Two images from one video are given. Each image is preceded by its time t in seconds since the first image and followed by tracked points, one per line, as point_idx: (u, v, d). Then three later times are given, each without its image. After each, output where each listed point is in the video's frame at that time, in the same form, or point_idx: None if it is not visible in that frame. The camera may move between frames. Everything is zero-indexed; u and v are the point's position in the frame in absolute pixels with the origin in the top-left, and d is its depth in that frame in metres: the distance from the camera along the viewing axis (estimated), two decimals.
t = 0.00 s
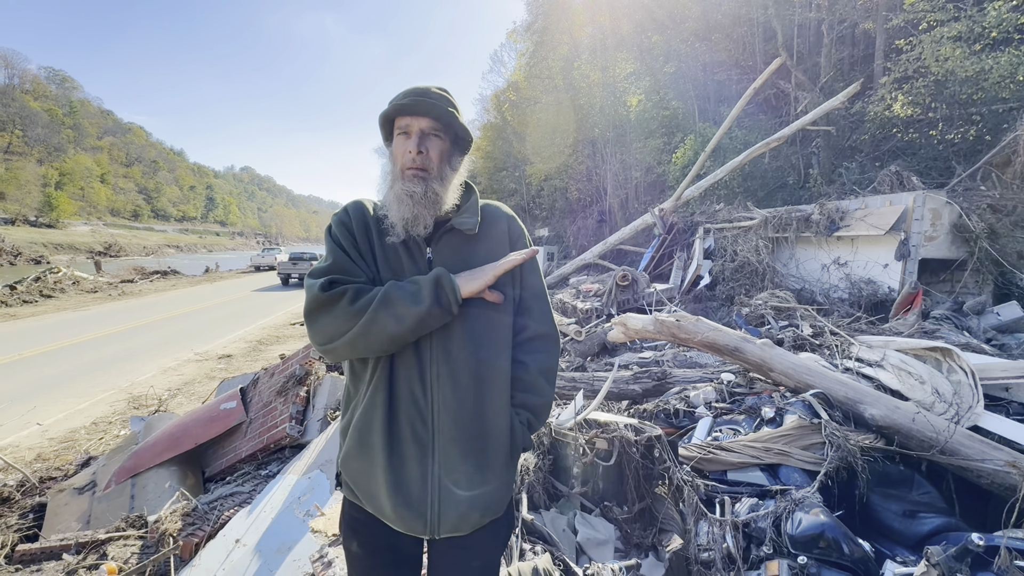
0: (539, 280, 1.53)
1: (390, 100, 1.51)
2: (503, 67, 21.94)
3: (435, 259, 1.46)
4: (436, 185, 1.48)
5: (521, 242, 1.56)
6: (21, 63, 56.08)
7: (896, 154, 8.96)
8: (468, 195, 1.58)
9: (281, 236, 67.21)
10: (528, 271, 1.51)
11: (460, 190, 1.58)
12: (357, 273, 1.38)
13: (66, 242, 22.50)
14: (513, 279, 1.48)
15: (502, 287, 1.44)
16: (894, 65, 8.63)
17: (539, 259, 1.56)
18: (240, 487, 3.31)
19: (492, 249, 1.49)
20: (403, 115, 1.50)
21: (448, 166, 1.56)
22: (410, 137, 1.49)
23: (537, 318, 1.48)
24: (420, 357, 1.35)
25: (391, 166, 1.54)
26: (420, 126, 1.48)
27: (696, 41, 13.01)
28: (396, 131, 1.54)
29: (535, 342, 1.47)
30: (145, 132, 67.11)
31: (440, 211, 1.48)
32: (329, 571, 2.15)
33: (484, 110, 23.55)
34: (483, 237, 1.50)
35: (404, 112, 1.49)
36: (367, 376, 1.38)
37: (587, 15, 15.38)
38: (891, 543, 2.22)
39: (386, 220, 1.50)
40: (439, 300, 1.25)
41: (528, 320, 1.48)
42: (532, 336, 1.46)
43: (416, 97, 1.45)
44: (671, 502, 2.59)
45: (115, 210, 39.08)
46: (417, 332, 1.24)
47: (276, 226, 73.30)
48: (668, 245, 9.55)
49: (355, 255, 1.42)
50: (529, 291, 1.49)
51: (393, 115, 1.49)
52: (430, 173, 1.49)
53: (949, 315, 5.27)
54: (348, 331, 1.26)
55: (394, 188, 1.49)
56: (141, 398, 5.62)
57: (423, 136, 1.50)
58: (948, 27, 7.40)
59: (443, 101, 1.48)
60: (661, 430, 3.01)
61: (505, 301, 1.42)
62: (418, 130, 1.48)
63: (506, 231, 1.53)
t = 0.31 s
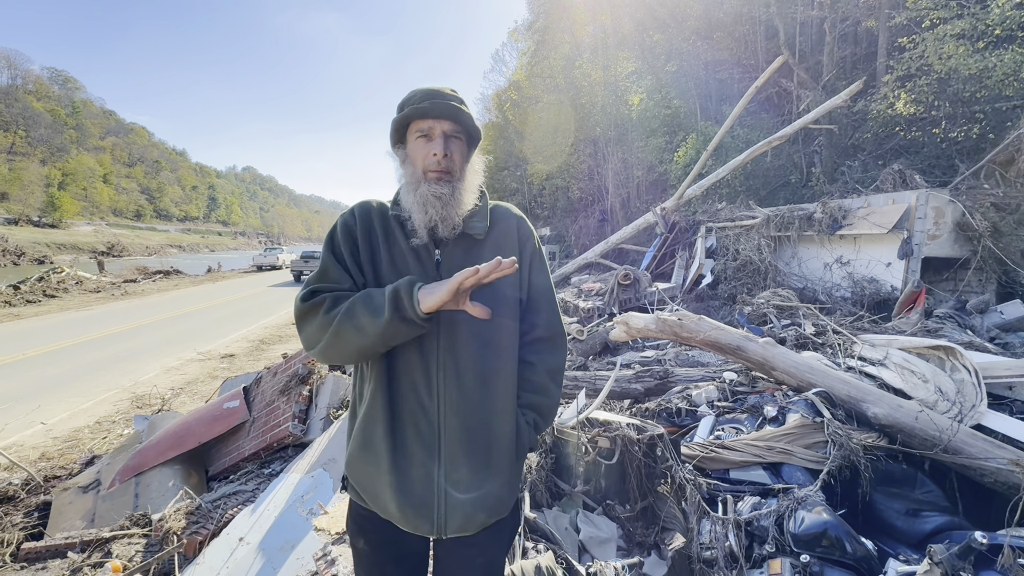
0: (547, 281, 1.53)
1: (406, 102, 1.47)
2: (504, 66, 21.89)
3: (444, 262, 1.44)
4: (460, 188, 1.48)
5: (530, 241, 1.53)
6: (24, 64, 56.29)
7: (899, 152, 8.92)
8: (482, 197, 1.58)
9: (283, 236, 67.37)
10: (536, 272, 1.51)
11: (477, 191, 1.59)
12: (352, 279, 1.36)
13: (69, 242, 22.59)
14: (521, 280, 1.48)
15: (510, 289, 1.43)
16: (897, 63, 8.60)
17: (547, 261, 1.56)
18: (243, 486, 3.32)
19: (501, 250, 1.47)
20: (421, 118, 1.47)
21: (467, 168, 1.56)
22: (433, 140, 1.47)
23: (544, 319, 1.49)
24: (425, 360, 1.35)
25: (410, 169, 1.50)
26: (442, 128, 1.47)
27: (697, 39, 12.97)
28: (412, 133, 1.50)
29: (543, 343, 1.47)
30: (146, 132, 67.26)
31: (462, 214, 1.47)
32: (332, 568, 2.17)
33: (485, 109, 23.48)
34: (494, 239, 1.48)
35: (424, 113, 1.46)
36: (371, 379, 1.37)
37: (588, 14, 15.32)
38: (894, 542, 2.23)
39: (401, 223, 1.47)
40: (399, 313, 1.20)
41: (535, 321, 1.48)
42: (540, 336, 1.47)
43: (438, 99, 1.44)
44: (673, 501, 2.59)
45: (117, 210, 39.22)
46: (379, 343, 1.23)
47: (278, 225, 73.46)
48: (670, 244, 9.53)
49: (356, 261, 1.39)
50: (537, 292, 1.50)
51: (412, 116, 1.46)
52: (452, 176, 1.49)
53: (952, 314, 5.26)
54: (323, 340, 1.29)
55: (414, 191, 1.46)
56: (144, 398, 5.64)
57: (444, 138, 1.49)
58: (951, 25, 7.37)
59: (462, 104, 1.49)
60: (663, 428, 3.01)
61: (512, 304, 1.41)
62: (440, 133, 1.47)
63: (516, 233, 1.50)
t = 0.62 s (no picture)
0: (550, 284, 1.54)
1: (413, 107, 1.49)
2: (504, 66, 21.88)
3: (449, 265, 1.40)
4: (460, 196, 1.46)
5: (533, 245, 1.53)
6: (25, 65, 56.43)
7: (900, 151, 8.89)
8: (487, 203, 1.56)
9: (285, 236, 67.51)
10: (539, 275, 1.51)
11: (481, 200, 1.56)
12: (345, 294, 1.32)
13: (71, 243, 22.64)
14: (524, 283, 1.48)
15: (515, 292, 1.43)
16: (899, 61, 8.59)
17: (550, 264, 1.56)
18: (246, 485, 3.34)
19: (505, 254, 1.46)
20: (427, 123, 1.48)
21: (470, 176, 1.55)
22: (435, 146, 1.47)
23: (547, 321, 1.49)
24: (430, 363, 1.35)
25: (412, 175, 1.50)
26: (445, 134, 1.47)
27: (699, 38, 12.95)
28: (417, 139, 1.51)
29: (545, 344, 1.48)
30: (147, 132, 67.39)
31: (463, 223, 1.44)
32: (336, 566, 2.16)
33: (485, 108, 23.46)
34: (499, 244, 1.46)
35: (429, 120, 1.47)
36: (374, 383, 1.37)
37: (589, 13, 15.31)
38: (894, 540, 2.24)
39: (401, 229, 1.44)
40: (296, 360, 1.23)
41: (539, 323, 1.49)
42: (543, 338, 1.48)
43: (442, 105, 1.45)
44: (674, 499, 2.59)
45: (119, 210, 39.30)
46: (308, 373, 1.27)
47: (280, 225, 73.59)
48: (671, 243, 9.52)
49: (354, 272, 1.36)
50: (540, 295, 1.50)
51: (417, 122, 1.47)
52: (452, 184, 1.48)
53: (953, 311, 5.26)
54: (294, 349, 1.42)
55: (414, 199, 1.45)
56: (146, 398, 5.66)
57: (447, 144, 1.49)
58: (953, 23, 7.36)
59: (468, 111, 1.49)
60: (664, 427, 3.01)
61: (516, 306, 1.42)
62: (443, 139, 1.47)
63: (519, 238, 1.49)
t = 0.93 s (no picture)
0: (541, 283, 1.52)
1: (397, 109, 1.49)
2: (505, 65, 21.87)
3: (440, 267, 1.41)
4: (441, 196, 1.43)
5: (525, 244, 1.50)
6: (26, 66, 56.52)
7: (901, 149, 8.87)
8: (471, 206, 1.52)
9: (286, 236, 67.59)
10: (529, 275, 1.49)
11: (465, 200, 1.53)
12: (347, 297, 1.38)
13: (72, 243, 22.68)
14: (516, 284, 1.47)
15: (505, 293, 1.42)
16: (899, 59, 8.59)
17: (541, 262, 1.54)
18: (248, 484, 3.36)
19: (495, 254, 1.45)
20: (409, 125, 1.47)
21: (454, 176, 1.52)
22: (416, 146, 1.46)
23: (538, 323, 1.48)
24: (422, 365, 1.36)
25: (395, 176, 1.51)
26: (425, 134, 1.46)
27: (699, 36, 12.94)
28: (402, 141, 1.51)
29: (534, 345, 1.47)
30: (148, 133, 67.50)
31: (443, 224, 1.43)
32: (336, 564, 2.16)
33: (485, 107, 23.45)
34: (490, 244, 1.46)
35: (411, 121, 1.46)
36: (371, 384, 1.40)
37: (589, 12, 15.32)
38: (893, 537, 2.25)
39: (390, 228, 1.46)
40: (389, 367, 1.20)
41: (529, 324, 1.48)
42: (534, 340, 1.47)
43: (422, 106, 1.44)
44: (674, 497, 2.59)
45: (120, 210, 39.34)
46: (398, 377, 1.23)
47: (280, 225, 73.66)
48: (672, 242, 9.51)
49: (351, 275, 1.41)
50: (530, 296, 1.49)
51: (399, 124, 1.48)
52: (434, 184, 1.45)
53: (954, 310, 5.26)
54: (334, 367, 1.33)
55: (396, 199, 1.45)
56: (148, 398, 5.68)
57: (428, 145, 1.47)
58: (953, 21, 7.36)
59: (450, 110, 1.47)
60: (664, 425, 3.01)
61: (507, 307, 1.41)
62: (425, 140, 1.47)
63: (510, 237, 1.47)
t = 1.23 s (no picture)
0: (543, 284, 1.54)
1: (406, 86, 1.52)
2: (504, 64, 21.86)
3: (440, 267, 1.39)
4: (451, 172, 1.46)
5: (526, 246, 1.52)
6: (26, 67, 56.54)
7: (902, 146, 8.84)
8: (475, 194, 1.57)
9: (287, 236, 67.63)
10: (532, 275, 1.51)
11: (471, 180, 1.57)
12: (335, 301, 1.37)
13: (73, 244, 22.70)
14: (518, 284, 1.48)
15: (508, 293, 1.43)
16: (900, 56, 8.59)
17: (542, 262, 1.55)
18: (248, 484, 3.36)
19: (496, 254, 1.45)
20: (419, 103, 1.51)
21: (461, 156, 1.56)
22: (427, 123, 1.49)
23: (541, 322, 1.49)
24: (422, 366, 1.35)
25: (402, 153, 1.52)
26: (436, 113, 1.49)
27: (699, 35, 12.92)
28: (409, 120, 1.53)
29: (539, 345, 1.48)
30: (148, 134, 67.58)
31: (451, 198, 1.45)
32: (336, 564, 2.16)
33: (485, 107, 23.45)
34: (492, 244, 1.46)
35: (423, 99, 1.50)
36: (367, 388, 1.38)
37: (588, 11, 15.32)
38: (892, 535, 2.25)
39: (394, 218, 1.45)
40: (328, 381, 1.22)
41: (532, 324, 1.49)
42: (537, 339, 1.48)
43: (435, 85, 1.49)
44: (673, 496, 2.59)
45: (120, 211, 39.34)
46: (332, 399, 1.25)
47: (281, 225, 73.70)
48: (672, 240, 9.50)
49: (343, 278, 1.39)
50: (533, 295, 1.50)
51: (411, 101, 1.50)
52: (443, 159, 1.48)
53: (954, 308, 5.25)
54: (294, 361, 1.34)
55: (405, 172, 1.46)
56: (149, 398, 5.70)
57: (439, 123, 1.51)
58: (953, 18, 7.34)
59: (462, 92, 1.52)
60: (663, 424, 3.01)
61: (509, 306, 1.42)
62: (435, 117, 1.49)
63: (512, 238, 1.49)
